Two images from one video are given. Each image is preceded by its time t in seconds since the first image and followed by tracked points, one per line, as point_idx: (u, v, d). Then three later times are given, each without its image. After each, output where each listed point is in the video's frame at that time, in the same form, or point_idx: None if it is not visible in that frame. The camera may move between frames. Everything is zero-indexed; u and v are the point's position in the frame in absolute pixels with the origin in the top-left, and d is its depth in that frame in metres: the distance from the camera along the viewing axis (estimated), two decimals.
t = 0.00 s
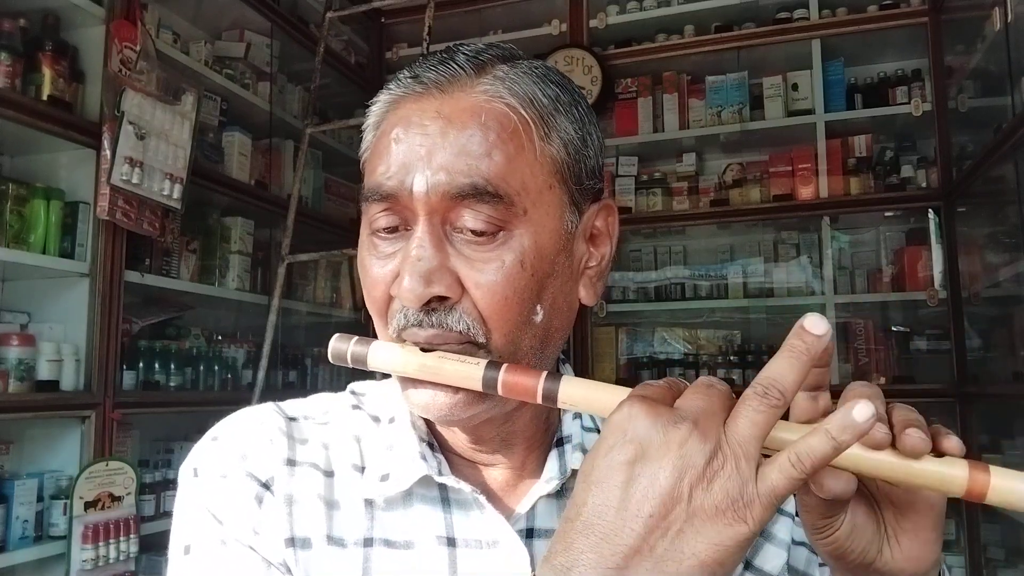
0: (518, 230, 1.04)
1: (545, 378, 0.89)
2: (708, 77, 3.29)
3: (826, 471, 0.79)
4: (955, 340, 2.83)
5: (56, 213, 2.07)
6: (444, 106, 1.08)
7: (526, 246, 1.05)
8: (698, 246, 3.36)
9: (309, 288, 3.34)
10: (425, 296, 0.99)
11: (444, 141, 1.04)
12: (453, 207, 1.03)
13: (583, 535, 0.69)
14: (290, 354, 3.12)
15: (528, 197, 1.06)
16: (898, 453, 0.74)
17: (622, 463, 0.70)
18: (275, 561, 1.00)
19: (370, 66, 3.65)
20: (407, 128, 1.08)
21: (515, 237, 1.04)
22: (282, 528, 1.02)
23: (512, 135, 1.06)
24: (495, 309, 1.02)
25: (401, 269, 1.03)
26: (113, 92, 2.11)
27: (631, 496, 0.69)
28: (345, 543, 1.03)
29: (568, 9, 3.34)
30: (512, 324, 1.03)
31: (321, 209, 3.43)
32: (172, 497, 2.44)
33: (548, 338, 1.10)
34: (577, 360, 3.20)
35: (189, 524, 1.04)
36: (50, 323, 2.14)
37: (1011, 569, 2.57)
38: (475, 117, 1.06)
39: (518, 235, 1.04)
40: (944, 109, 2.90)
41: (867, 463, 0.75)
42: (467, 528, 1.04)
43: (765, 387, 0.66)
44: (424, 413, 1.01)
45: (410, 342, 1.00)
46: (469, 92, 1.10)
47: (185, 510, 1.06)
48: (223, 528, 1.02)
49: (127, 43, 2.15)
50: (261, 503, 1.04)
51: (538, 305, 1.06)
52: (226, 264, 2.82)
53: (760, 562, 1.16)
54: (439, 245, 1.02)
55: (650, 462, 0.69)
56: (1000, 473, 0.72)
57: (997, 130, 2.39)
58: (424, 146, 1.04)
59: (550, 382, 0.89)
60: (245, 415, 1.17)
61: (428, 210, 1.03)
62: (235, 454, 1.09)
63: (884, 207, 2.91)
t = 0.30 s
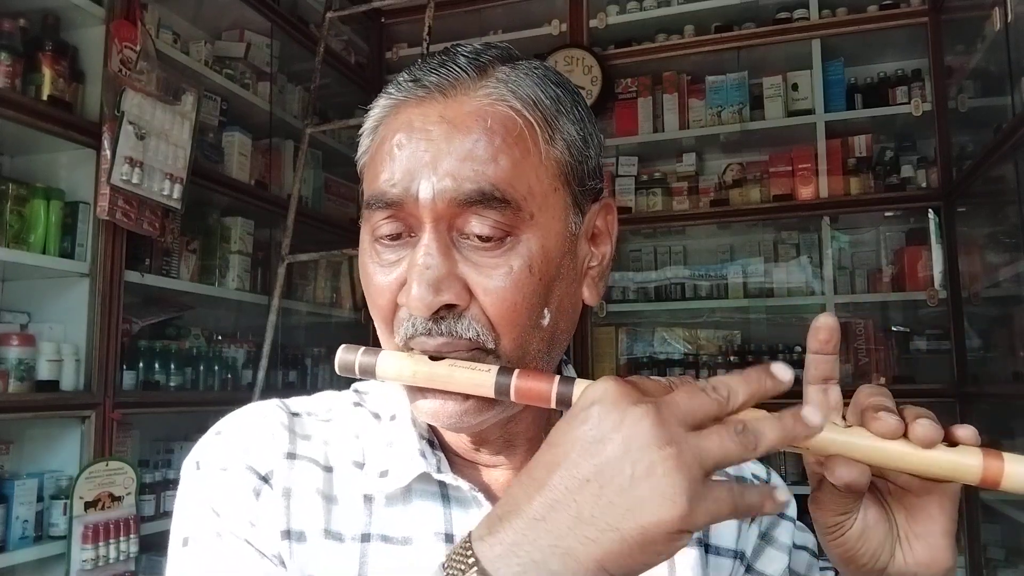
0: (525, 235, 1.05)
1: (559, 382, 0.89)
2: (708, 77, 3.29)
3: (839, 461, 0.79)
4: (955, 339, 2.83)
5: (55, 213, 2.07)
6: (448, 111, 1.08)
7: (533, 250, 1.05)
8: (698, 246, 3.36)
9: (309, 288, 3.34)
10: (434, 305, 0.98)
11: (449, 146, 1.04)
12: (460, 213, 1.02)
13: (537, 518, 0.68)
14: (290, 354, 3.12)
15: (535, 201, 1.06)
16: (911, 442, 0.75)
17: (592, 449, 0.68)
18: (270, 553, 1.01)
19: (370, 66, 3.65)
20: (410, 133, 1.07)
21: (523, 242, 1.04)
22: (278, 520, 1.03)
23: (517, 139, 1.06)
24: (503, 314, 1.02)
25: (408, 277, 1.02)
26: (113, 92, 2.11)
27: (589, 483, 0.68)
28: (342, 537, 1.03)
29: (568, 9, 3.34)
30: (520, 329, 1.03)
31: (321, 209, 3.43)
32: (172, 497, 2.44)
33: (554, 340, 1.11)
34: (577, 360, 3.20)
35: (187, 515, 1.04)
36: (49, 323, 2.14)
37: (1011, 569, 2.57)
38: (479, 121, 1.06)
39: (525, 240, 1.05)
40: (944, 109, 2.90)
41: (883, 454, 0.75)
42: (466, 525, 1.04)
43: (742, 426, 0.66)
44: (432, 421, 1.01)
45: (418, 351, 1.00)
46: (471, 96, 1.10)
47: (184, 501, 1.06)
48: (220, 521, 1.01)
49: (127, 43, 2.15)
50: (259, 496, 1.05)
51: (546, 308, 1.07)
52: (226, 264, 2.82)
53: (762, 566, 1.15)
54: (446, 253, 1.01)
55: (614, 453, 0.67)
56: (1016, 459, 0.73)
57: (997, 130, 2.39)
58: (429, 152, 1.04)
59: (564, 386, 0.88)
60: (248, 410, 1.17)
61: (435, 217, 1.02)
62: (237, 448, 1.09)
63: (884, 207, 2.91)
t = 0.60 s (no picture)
0: (513, 231, 1.04)
1: (550, 374, 0.90)
2: (708, 77, 3.29)
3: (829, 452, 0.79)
4: (955, 340, 2.83)
5: (56, 213, 2.07)
6: (436, 108, 1.08)
7: (521, 246, 1.05)
8: (698, 246, 3.35)
9: (309, 288, 3.34)
10: (421, 301, 0.98)
11: (437, 143, 1.04)
12: (448, 209, 1.02)
13: (576, 524, 0.70)
14: (290, 354, 3.12)
15: (522, 197, 1.06)
16: (900, 427, 0.75)
17: (619, 456, 0.70)
18: (275, 556, 1.00)
19: (370, 66, 3.65)
20: (398, 131, 1.08)
21: (511, 238, 1.04)
22: (281, 524, 1.02)
23: (504, 136, 1.06)
24: (492, 310, 1.01)
25: (396, 273, 1.02)
26: (113, 92, 2.11)
27: (623, 489, 0.69)
28: (343, 539, 1.03)
29: (567, 9, 3.34)
30: (509, 325, 1.03)
31: (321, 209, 3.43)
32: (172, 497, 2.44)
33: (545, 337, 1.10)
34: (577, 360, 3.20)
35: (188, 520, 1.04)
36: (50, 323, 2.14)
37: (1011, 569, 2.57)
38: (467, 118, 1.06)
39: (514, 236, 1.04)
40: (944, 108, 2.90)
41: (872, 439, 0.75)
42: (464, 526, 1.04)
43: (764, 398, 0.65)
44: (424, 418, 1.01)
45: (408, 346, 1.00)
46: (460, 93, 1.10)
47: (185, 507, 1.06)
48: (223, 524, 1.01)
49: (127, 43, 2.15)
50: (261, 500, 1.04)
51: (536, 305, 1.07)
52: (226, 264, 2.83)
53: (757, 562, 1.15)
54: (434, 249, 1.01)
55: (644, 459, 0.69)
56: (1003, 440, 0.73)
57: (997, 130, 2.39)
58: (417, 148, 1.04)
59: (555, 378, 0.90)
60: (246, 413, 1.17)
61: (422, 213, 1.02)
62: (236, 452, 1.09)
63: (884, 207, 2.91)
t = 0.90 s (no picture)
0: (511, 222, 1.04)
1: (543, 362, 0.90)
2: (708, 77, 3.29)
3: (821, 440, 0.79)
4: (955, 340, 2.83)
5: (56, 213, 2.07)
6: (439, 100, 1.08)
7: (520, 237, 1.04)
8: (698, 246, 3.35)
9: (309, 288, 3.34)
10: (418, 288, 0.98)
11: (438, 133, 1.04)
12: (447, 198, 1.03)
13: (574, 512, 0.70)
14: (290, 354, 3.12)
15: (521, 190, 1.06)
16: (894, 412, 0.75)
17: (614, 442, 0.70)
18: (275, 554, 1.00)
19: (370, 66, 3.65)
20: (400, 122, 1.08)
21: (509, 229, 1.04)
22: (281, 522, 1.02)
23: (505, 129, 1.06)
24: (489, 300, 1.01)
25: (395, 262, 1.03)
26: (113, 92, 2.11)
27: (618, 475, 0.70)
28: (343, 538, 1.03)
29: (568, 9, 3.34)
30: (506, 316, 1.03)
31: (321, 209, 3.43)
32: (172, 497, 2.44)
33: (544, 332, 1.10)
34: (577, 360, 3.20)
35: (189, 517, 1.04)
36: (50, 323, 2.14)
37: (1011, 569, 2.57)
38: (469, 110, 1.06)
39: (512, 227, 1.04)
40: (944, 109, 2.90)
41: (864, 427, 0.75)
42: (462, 527, 1.04)
43: (752, 378, 0.65)
44: (419, 410, 1.01)
45: (405, 336, 1.00)
46: (463, 87, 1.10)
47: (185, 505, 1.06)
48: (223, 522, 1.01)
49: (127, 43, 2.15)
50: (261, 498, 1.04)
51: (534, 297, 1.06)
52: (226, 263, 2.83)
53: (754, 568, 1.15)
54: (433, 238, 1.02)
55: (639, 444, 0.69)
56: (999, 428, 0.73)
57: (997, 130, 2.39)
58: (418, 138, 1.05)
59: (548, 366, 0.89)
60: (246, 412, 1.17)
61: (422, 202, 1.03)
62: (236, 450, 1.09)
63: (883, 207, 2.91)
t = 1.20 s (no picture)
0: (509, 219, 1.04)
1: (539, 361, 0.90)
2: (708, 77, 3.29)
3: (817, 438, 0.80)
4: (955, 340, 2.83)
5: (56, 213, 2.07)
6: (436, 98, 1.08)
7: (518, 235, 1.04)
8: (698, 246, 3.35)
9: (309, 287, 3.34)
10: (416, 285, 0.98)
11: (435, 131, 1.04)
12: (445, 196, 1.03)
13: (571, 512, 0.70)
14: (290, 354, 3.12)
15: (519, 187, 1.06)
16: (893, 413, 0.75)
17: (608, 441, 0.71)
18: (273, 554, 1.00)
19: (370, 66, 3.65)
20: (399, 121, 1.08)
21: (507, 226, 1.04)
22: (280, 522, 1.02)
23: (503, 127, 1.06)
24: (487, 297, 1.01)
25: (393, 260, 1.03)
26: (113, 92, 2.11)
27: (613, 475, 0.70)
28: (342, 539, 1.03)
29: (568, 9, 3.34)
30: (504, 313, 1.03)
31: (321, 209, 3.43)
32: (172, 497, 2.44)
33: (542, 329, 1.10)
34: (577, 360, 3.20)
35: (188, 518, 1.04)
36: (50, 323, 2.14)
37: (1011, 570, 2.57)
38: (466, 108, 1.06)
39: (510, 224, 1.04)
40: (944, 109, 2.90)
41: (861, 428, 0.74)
42: (461, 527, 1.04)
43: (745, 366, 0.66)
44: (418, 405, 1.01)
45: (404, 333, 1.01)
46: (461, 85, 1.10)
47: (185, 506, 1.06)
48: (222, 522, 1.01)
49: (127, 43, 2.15)
50: (260, 498, 1.04)
51: (532, 294, 1.06)
52: (226, 263, 2.83)
53: (752, 567, 1.15)
54: (431, 235, 1.02)
55: (634, 442, 0.70)
56: (996, 430, 0.73)
57: (997, 130, 2.39)
58: (416, 137, 1.05)
59: (545, 365, 0.89)
60: (246, 412, 1.17)
61: (420, 199, 1.03)
62: (235, 451, 1.09)
63: (883, 207, 2.91)
